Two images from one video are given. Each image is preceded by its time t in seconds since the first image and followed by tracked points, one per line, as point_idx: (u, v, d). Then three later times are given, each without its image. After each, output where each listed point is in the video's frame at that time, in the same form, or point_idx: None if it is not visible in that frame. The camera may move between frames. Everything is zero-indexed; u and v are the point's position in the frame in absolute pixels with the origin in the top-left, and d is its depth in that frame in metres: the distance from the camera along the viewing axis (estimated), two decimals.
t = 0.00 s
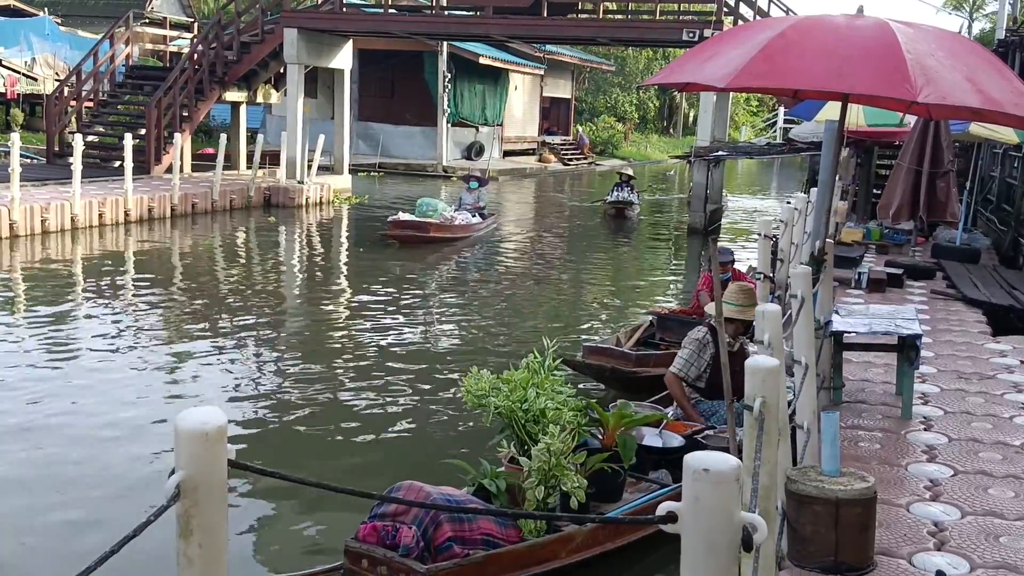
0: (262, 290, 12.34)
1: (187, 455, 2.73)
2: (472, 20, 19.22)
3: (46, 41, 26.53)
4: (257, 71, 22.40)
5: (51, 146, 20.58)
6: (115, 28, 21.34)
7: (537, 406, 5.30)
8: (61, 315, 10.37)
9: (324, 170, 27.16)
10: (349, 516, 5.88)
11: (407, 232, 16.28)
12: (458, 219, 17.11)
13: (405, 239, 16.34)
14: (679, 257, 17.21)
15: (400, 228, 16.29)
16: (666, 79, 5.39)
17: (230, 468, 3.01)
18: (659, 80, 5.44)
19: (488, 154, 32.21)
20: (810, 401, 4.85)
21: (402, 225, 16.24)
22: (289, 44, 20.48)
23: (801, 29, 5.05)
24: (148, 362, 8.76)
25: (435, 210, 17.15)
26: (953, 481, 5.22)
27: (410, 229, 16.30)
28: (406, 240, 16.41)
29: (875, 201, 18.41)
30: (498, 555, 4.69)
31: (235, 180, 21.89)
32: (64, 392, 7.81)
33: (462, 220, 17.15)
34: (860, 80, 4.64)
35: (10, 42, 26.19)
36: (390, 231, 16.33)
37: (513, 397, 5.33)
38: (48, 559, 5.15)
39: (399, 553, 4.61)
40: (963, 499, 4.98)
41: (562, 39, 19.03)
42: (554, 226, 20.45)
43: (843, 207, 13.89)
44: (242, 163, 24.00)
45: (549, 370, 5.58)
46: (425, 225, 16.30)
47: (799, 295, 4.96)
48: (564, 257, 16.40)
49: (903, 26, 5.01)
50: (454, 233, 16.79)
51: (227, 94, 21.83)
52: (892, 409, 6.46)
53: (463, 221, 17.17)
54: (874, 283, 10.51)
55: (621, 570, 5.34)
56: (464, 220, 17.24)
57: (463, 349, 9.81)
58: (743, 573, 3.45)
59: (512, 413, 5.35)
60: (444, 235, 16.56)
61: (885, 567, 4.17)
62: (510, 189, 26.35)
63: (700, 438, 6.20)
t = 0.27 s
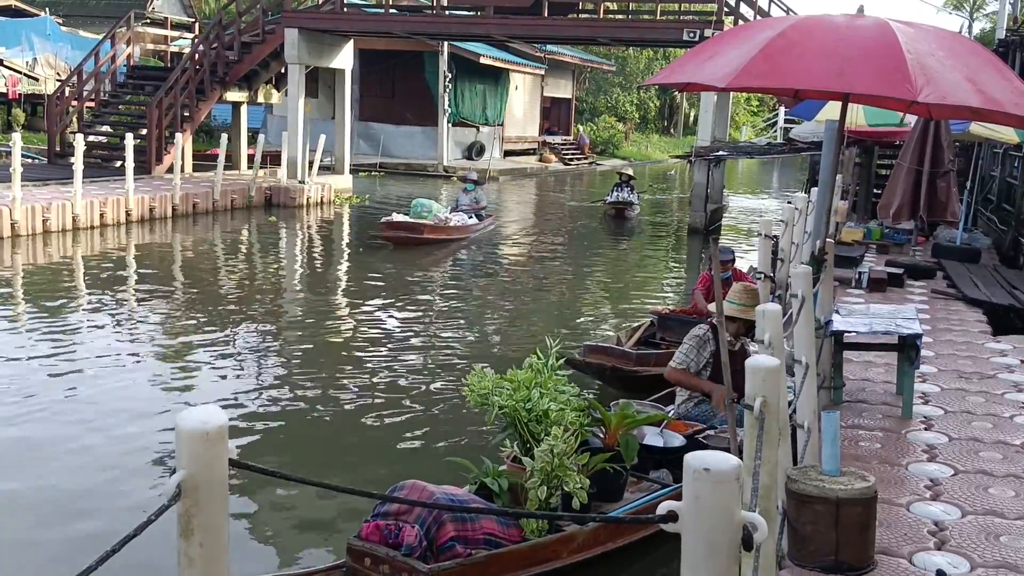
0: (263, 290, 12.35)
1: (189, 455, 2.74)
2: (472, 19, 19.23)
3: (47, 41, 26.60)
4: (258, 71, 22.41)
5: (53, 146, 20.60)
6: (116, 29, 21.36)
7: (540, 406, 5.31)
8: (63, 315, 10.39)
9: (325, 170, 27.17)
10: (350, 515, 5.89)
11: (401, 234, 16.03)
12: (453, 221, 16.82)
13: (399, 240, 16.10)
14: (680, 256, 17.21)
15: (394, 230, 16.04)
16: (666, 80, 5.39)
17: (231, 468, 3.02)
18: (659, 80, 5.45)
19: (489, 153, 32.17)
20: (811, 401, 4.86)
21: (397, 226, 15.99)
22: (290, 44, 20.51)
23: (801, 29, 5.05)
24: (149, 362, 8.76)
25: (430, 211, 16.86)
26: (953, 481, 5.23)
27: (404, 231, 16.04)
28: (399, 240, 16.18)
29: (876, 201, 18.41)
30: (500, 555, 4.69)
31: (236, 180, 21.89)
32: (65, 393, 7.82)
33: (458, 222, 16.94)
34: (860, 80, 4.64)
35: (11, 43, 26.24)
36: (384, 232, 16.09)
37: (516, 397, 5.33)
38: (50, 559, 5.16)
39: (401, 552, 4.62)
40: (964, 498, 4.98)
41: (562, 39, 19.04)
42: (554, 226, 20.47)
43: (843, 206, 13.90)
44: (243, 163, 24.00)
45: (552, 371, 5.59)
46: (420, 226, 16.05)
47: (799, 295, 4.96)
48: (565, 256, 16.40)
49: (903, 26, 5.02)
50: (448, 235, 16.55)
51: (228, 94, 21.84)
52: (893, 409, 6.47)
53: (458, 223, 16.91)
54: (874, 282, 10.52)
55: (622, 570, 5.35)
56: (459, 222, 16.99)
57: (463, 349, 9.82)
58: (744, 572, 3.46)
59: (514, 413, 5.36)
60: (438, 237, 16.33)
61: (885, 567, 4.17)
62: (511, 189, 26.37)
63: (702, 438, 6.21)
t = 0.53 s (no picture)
0: (264, 289, 12.36)
1: (189, 454, 2.74)
2: (473, 19, 19.24)
3: (47, 40, 26.58)
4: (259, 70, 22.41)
5: (54, 145, 20.60)
6: (117, 28, 21.37)
7: (543, 405, 5.32)
8: (63, 314, 10.39)
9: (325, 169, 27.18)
10: (350, 514, 5.90)
11: (393, 235, 15.82)
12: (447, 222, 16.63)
13: (391, 241, 15.89)
14: (680, 255, 17.21)
15: (387, 230, 15.84)
16: (667, 79, 5.39)
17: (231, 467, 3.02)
18: (660, 79, 5.45)
19: (491, 153, 31.98)
20: (812, 400, 4.86)
21: (389, 226, 15.77)
22: (291, 43, 20.52)
23: (802, 29, 5.05)
24: (150, 361, 8.77)
25: (424, 212, 16.63)
26: (953, 480, 5.22)
27: (397, 232, 15.83)
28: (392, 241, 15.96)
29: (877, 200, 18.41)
30: (502, 554, 4.69)
31: (237, 179, 21.90)
32: (66, 392, 7.82)
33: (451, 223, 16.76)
34: (861, 79, 4.64)
35: (12, 42, 26.24)
36: (375, 232, 15.89)
37: (519, 395, 5.34)
38: (50, 558, 5.16)
39: (402, 551, 4.62)
40: (964, 497, 4.98)
41: (563, 38, 19.05)
42: (555, 225, 20.47)
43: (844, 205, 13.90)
44: (244, 162, 24.01)
45: (556, 370, 5.60)
46: (413, 227, 15.83)
47: (800, 294, 4.96)
48: (565, 255, 16.41)
49: (903, 25, 5.02)
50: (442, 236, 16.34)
51: (229, 93, 21.85)
52: (893, 408, 6.47)
53: (452, 224, 16.70)
54: (875, 282, 10.52)
55: (622, 569, 5.35)
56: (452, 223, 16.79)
57: (464, 348, 9.82)
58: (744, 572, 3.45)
59: (517, 412, 5.36)
60: (431, 238, 16.13)
61: (886, 567, 4.17)
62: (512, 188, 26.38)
63: (703, 437, 6.21)
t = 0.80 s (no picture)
0: (264, 288, 12.35)
1: (188, 452, 2.74)
2: (474, 17, 19.24)
3: (48, 38, 26.55)
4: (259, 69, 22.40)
5: (54, 144, 20.59)
6: (117, 26, 21.35)
7: (543, 403, 5.32)
8: (64, 313, 10.39)
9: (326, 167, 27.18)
10: (350, 512, 5.90)
11: (385, 235, 15.61)
12: (441, 223, 16.36)
13: (383, 241, 15.68)
14: (681, 254, 17.20)
15: (378, 231, 15.65)
16: (667, 78, 5.39)
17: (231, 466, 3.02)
18: (660, 78, 5.44)
19: (491, 151, 32.13)
20: (811, 398, 4.86)
21: (381, 227, 15.56)
22: (292, 42, 20.51)
23: (802, 27, 5.05)
24: (150, 360, 8.77)
25: (417, 212, 16.35)
26: (954, 478, 5.23)
27: (389, 232, 15.62)
28: (384, 241, 15.76)
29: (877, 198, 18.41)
30: (502, 552, 4.69)
31: (237, 178, 21.89)
32: (66, 390, 7.82)
33: (446, 224, 16.52)
34: (862, 77, 4.64)
35: (12, 41, 26.22)
36: (368, 232, 15.71)
37: (519, 394, 5.34)
38: (50, 556, 5.17)
39: (403, 548, 4.62)
40: (964, 496, 4.98)
41: (563, 36, 19.05)
42: (555, 223, 20.47)
43: (844, 204, 13.90)
44: (244, 161, 24.02)
45: (556, 369, 5.60)
46: (405, 227, 15.61)
47: (800, 293, 4.95)
48: (566, 254, 16.40)
49: (904, 23, 5.01)
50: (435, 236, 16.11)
51: (229, 92, 21.85)
52: (893, 406, 6.47)
53: (446, 224, 16.43)
54: (875, 280, 10.51)
55: (622, 567, 5.36)
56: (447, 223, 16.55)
57: (465, 346, 9.82)
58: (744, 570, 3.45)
59: (517, 410, 5.36)
60: (424, 239, 15.88)
61: (886, 565, 4.17)
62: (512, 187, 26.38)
63: (703, 435, 6.21)
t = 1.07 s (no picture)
0: (265, 286, 12.36)
1: (189, 452, 2.73)
2: (475, 16, 19.23)
3: (49, 37, 26.54)
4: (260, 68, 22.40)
5: (55, 142, 20.58)
6: (118, 25, 21.33)
7: (545, 402, 5.31)
8: (65, 312, 10.39)
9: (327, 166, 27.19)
10: (351, 510, 5.91)
11: (377, 236, 15.24)
12: (435, 223, 16.01)
13: (375, 242, 15.32)
14: (681, 252, 17.20)
15: (370, 231, 15.26)
16: (668, 76, 5.38)
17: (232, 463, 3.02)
18: (660, 76, 5.44)
19: (491, 150, 32.20)
20: (812, 397, 4.86)
21: (373, 227, 15.20)
22: (292, 41, 20.52)
23: (803, 25, 5.04)
24: (151, 358, 8.78)
25: (411, 212, 16.00)
26: (955, 477, 5.22)
27: (381, 233, 15.25)
28: (375, 242, 15.39)
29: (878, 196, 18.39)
30: (503, 551, 4.69)
31: (238, 176, 21.89)
32: (67, 389, 7.83)
33: (440, 224, 16.16)
34: (862, 75, 4.64)
35: (13, 40, 26.22)
36: (359, 232, 15.33)
37: (521, 392, 5.33)
38: (50, 555, 5.18)
39: (405, 547, 4.62)
40: (965, 494, 4.98)
41: (564, 35, 19.04)
42: (556, 222, 20.46)
43: (845, 202, 13.90)
44: (245, 160, 24.02)
45: (558, 367, 5.59)
46: (398, 228, 15.25)
47: (801, 292, 4.95)
48: (567, 253, 16.40)
49: (904, 22, 5.00)
50: (429, 237, 15.75)
51: (230, 91, 21.84)
52: (894, 405, 6.47)
53: (440, 225, 16.07)
54: (877, 279, 10.51)
55: (623, 565, 5.36)
56: (440, 223, 16.16)
57: (465, 345, 9.82)
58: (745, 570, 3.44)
59: (519, 408, 5.36)
60: (416, 240, 15.51)
61: (887, 564, 4.17)
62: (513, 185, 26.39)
63: (704, 434, 6.21)
